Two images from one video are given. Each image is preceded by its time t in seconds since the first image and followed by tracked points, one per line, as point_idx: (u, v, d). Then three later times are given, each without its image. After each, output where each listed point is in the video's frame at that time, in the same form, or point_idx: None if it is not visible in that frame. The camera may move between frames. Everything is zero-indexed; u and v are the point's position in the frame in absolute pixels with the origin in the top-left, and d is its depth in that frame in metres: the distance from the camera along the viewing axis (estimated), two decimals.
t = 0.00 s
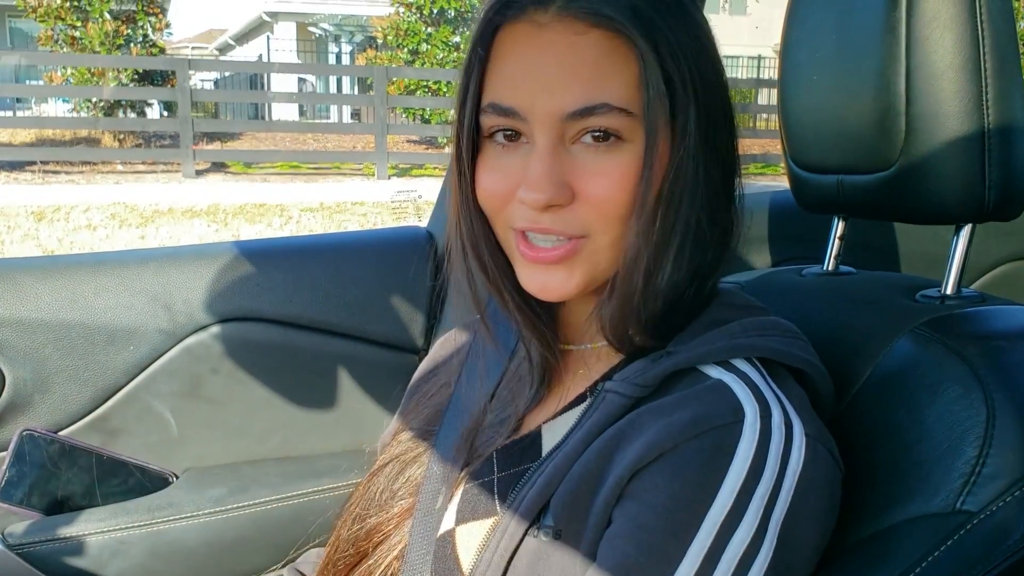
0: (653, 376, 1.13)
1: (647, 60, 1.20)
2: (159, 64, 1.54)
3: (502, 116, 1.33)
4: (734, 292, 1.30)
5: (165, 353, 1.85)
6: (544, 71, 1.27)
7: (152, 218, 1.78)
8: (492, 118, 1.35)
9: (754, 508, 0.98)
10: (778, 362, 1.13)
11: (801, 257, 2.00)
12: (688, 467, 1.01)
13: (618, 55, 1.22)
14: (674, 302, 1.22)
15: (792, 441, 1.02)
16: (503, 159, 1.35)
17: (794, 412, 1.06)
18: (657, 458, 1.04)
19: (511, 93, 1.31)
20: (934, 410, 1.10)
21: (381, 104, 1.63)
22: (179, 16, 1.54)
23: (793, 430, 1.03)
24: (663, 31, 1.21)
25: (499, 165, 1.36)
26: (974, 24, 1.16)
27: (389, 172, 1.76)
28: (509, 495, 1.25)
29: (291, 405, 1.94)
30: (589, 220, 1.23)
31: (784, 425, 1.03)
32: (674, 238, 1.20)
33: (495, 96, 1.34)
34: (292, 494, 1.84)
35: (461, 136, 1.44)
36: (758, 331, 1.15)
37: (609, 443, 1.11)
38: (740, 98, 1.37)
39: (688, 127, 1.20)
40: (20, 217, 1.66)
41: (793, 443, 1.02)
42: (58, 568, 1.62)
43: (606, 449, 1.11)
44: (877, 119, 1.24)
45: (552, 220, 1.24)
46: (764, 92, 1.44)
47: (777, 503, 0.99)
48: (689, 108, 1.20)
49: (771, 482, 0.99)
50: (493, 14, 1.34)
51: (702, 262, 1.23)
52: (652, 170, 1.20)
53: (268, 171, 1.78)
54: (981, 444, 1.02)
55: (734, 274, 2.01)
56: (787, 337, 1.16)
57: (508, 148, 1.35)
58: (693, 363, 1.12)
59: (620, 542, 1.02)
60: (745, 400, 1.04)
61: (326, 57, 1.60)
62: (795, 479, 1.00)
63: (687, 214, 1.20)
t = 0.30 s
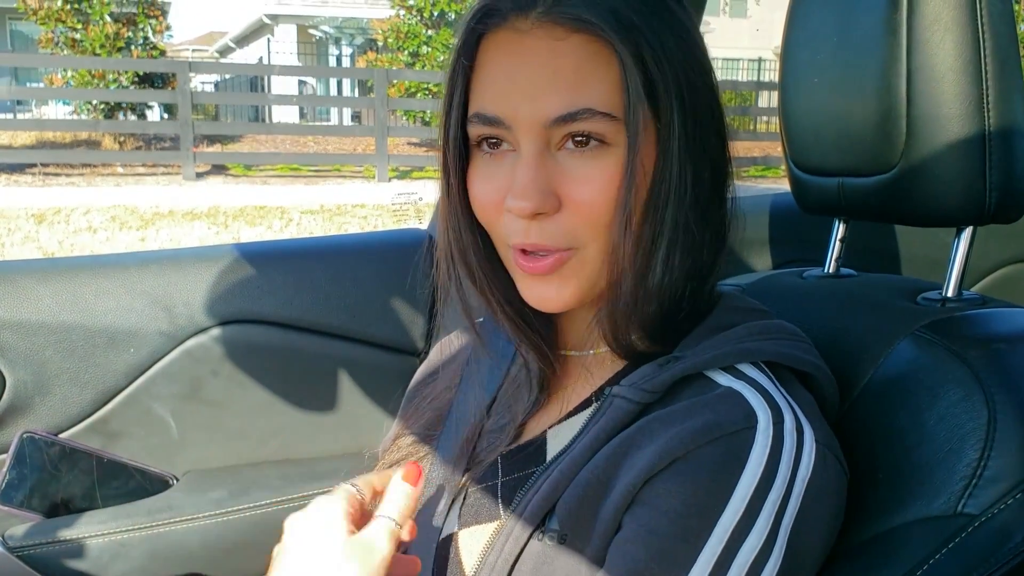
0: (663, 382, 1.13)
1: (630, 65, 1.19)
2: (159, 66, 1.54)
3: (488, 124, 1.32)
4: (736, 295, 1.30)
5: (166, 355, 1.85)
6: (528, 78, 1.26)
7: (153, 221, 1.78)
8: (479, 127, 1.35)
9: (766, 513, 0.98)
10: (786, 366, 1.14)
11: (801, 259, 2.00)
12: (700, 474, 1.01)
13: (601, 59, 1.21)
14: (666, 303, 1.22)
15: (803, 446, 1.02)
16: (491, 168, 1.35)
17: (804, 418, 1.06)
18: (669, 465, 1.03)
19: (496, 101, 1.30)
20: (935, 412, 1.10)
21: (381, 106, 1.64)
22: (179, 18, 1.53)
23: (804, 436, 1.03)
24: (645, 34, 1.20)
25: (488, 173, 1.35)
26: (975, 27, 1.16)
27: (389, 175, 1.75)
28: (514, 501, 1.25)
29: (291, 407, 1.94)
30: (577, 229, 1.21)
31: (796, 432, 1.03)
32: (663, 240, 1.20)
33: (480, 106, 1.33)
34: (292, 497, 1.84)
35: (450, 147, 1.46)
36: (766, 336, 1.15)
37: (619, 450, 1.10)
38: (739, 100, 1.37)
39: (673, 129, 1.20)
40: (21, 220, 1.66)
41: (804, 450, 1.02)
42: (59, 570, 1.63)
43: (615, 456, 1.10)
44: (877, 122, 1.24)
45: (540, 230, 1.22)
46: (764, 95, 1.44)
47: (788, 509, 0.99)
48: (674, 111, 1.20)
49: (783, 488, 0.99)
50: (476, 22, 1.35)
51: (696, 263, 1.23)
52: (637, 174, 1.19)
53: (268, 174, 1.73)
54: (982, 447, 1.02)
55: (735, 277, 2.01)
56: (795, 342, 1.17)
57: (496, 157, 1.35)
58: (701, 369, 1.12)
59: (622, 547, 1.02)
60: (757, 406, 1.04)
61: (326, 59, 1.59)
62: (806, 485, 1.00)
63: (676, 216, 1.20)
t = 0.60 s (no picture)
0: (663, 383, 1.12)
1: (630, 57, 1.20)
2: (158, 67, 1.54)
3: (489, 105, 1.34)
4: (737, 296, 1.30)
5: (166, 357, 1.85)
6: (529, 62, 1.28)
7: (153, 223, 1.78)
8: (481, 107, 1.37)
9: (764, 512, 0.98)
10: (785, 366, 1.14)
11: (802, 261, 2.00)
12: (699, 473, 1.01)
13: (602, 49, 1.22)
14: (658, 300, 1.22)
15: (803, 444, 1.02)
16: (490, 148, 1.37)
17: (803, 416, 1.06)
18: (669, 465, 1.03)
19: (499, 82, 1.32)
20: (935, 414, 1.10)
21: (381, 108, 1.65)
22: (179, 22, 1.54)
23: (804, 433, 1.03)
24: (649, 28, 1.20)
25: (488, 154, 1.37)
26: (975, 30, 1.16)
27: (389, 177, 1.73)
28: (517, 502, 1.25)
29: (291, 409, 1.94)
30: (563, 212, 1.22)
31: (796, 429, 1.03)
32: (652, 234, 1.20)
33: (483, 87, 1.35)
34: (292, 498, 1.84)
35: (458, 127, 1.48)
36: (765, 336, 1.15)
37: (619, 451, 1.10)
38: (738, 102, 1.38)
39: (668, 123, 1.20)
40: (21, 221, 1.66)
41: (803, 448, 1.02)
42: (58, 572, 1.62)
43: (615, 456, 1.10)
44: (876, 123, 1.24)
45: (526, 209, 1.24)
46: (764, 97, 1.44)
47: (787, 507, 0.99)
48: (671, 106, 1.19)
49: (783, 486, 0.99)
50: (491, 8, 1.37)
51: (692, 262, 1.23)
52: (628, 165, 1.20)
53: (268, 175, 1.72)
54: (982, 448, 1.02)
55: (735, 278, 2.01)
56: (794, 343, 1.16)
57: (495, 139, 1.36)
58: (701, 369, 1.12)
59: (623, 550, 1.02)
60: (756, 404, 1.04)
61: (325, 61, 1.60)
62: (806, 484, 1.01)
63: (668, 211, 1.20)
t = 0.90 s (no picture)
0: (660, 387, 1.13)
1: (631, 61, 1.20)
2: (158, 70, 1.54)
3: (489, 107, 1.34)
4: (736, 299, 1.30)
5: (164, 359, 1.85)
6: (530, 65, 1.28)
7: (152, 225, 1.80)
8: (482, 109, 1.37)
9: (762, 517, 0.98)
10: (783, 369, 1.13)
11: (800, 264, 2.00)
12: (697, 478, 1.01)
13: (602, 53, 1.22)
14: (659, 305, 1.22)
15: (801, 448, 1.02)
16: (491, 150, 1.37)
17: (800, 420, 1.06)
18: (666, 470, 1.03)
19: (500, 85, 1.32)
20: (933, 416, 1.10)
21: (380, 110, 1.64)
22: (179, 25, 1.56)
23: (801, 438, 1.03)
24: (650, 32, 1.20)
25: (488, 156, 1.38)
26: (973, 33, 1.16)
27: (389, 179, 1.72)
28: (515, 505, 1.25)
29: (290, 411, 1.93)
30: (562, 215, 1.23)
31: (793, 434, 1.03)
32: (652, 239, 1.20)
33: (484, 89, 1.36)
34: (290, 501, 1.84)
35: (459, 130, 1.48)
36: (763, 340, 1.15)
37: (617, 455, 1.10)
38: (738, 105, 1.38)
39: (669, 128, 1.19)
40: (20, 224, 1.68)
41: (801, 453, 1.02)
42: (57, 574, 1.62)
43: (613, 460, 1.10)
44: (875, 126, 1.24)
45: (525, 212, 1.25)
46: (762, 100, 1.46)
47: (785, 512, 1.00)
48: (672, 110, 1.19)
49: (780, 491, 0.99)
50: (493, 10, 1.37)
51: (692, 267, 1.23)
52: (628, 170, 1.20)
53: (267, 178, 1.72)
54: (981, 450, 1.02)
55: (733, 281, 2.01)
56: (794, 346, 1.16)
57: (496, 141, 1.37)
58: (699, 373, 1.12)
59: (623, 553, 1.02)
60: (753, 408, 1.04)
61: (325, 63, 1.60)
62: (803, 488, 1.01)
63: (669, 216, 1.20)
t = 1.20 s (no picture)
0: (665, 392, 1.12)
1: (625, 61, 1.20)
2: (157, 72, 1.56)
3: (484, 106, 1.34)
4: (735, 301, 1.30)
5: (164, 361, 1.85)
6: (524, 63, 1.28)
7: (152, 226, 1.80)
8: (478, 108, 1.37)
9: (769, 524, 0.98)
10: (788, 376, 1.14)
11: (799, 266, 2.00)
12: (704, 485, 1.01)
13: (597, 52, 1.22)
14: (655, 305, 1.22)
15: (807, 456, 1.03)
16: (486, 148, 1.37)
17: (806, 429, 1.06)
18: (672, 477, 1.03)
19: (494, 83, 1.32)
20: (933, 418, 1.10)
21: (380, 112, 1.63)
22: (179, 26, 1.58)
23: (807, 446, 1.03)
24: (646, 32, 1.20)
25: (484, 155, 1.38)
26: (972, 36, 1.16)
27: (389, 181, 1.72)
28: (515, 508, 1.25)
29: (289, 413, 1.93)
30: (555, 213, 1.22)
31: (799, 442, 1.03)
32: (648, 237, 1.20)
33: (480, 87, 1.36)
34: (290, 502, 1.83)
35: (458, 130, 1.48)
36: (768, 345, 1.15)
37: (622, 461, 1.10)
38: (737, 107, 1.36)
39: (663, 129, 1.19)
40: (21, 226, 1.69)
41: (807, 461, 1.02)
42: None
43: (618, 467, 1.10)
44: (874, 128, 1.24)
45: (519, 209, 1.24)
46: (762, 102, 1.46)
47: (790, 520, 1.00)
48: (667, 110, 1.19)
49: (787, 499, 0.99)
50: (492, 10, 1.38)
51: (688, 267, 1.23)
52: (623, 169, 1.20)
53: (267, 179, 1.74)
54: (981, 453, 1.02)
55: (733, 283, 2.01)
56: (797, 352, 1.16)
57: (492, 140, 1.37)
58: (705, 379, 1.12)
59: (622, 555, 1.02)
60: (761, 416, 1.04)
61: (324, 65, 1.61)
62: (807, 496, 1.01)
63: (664, 216, 1.20)
